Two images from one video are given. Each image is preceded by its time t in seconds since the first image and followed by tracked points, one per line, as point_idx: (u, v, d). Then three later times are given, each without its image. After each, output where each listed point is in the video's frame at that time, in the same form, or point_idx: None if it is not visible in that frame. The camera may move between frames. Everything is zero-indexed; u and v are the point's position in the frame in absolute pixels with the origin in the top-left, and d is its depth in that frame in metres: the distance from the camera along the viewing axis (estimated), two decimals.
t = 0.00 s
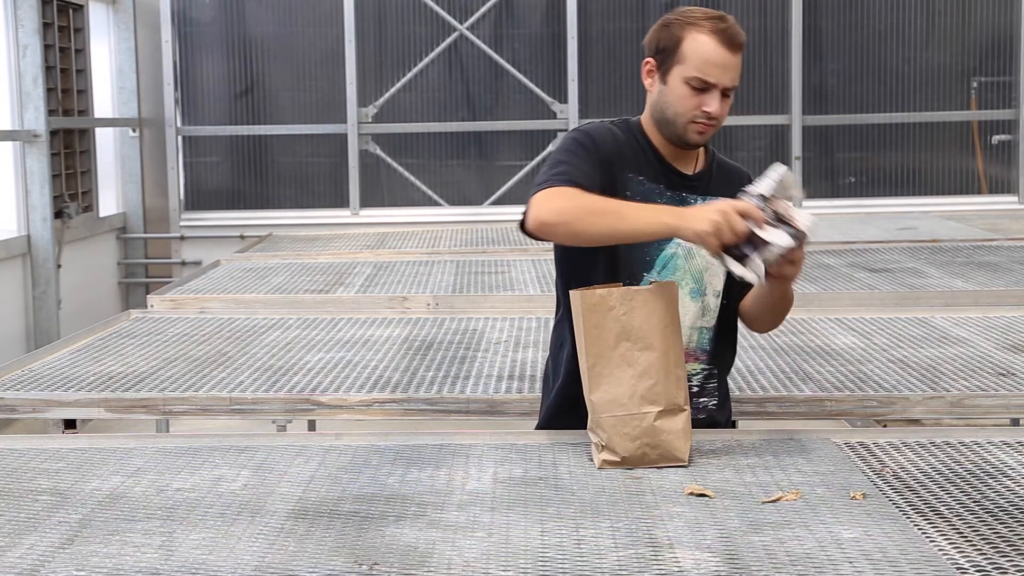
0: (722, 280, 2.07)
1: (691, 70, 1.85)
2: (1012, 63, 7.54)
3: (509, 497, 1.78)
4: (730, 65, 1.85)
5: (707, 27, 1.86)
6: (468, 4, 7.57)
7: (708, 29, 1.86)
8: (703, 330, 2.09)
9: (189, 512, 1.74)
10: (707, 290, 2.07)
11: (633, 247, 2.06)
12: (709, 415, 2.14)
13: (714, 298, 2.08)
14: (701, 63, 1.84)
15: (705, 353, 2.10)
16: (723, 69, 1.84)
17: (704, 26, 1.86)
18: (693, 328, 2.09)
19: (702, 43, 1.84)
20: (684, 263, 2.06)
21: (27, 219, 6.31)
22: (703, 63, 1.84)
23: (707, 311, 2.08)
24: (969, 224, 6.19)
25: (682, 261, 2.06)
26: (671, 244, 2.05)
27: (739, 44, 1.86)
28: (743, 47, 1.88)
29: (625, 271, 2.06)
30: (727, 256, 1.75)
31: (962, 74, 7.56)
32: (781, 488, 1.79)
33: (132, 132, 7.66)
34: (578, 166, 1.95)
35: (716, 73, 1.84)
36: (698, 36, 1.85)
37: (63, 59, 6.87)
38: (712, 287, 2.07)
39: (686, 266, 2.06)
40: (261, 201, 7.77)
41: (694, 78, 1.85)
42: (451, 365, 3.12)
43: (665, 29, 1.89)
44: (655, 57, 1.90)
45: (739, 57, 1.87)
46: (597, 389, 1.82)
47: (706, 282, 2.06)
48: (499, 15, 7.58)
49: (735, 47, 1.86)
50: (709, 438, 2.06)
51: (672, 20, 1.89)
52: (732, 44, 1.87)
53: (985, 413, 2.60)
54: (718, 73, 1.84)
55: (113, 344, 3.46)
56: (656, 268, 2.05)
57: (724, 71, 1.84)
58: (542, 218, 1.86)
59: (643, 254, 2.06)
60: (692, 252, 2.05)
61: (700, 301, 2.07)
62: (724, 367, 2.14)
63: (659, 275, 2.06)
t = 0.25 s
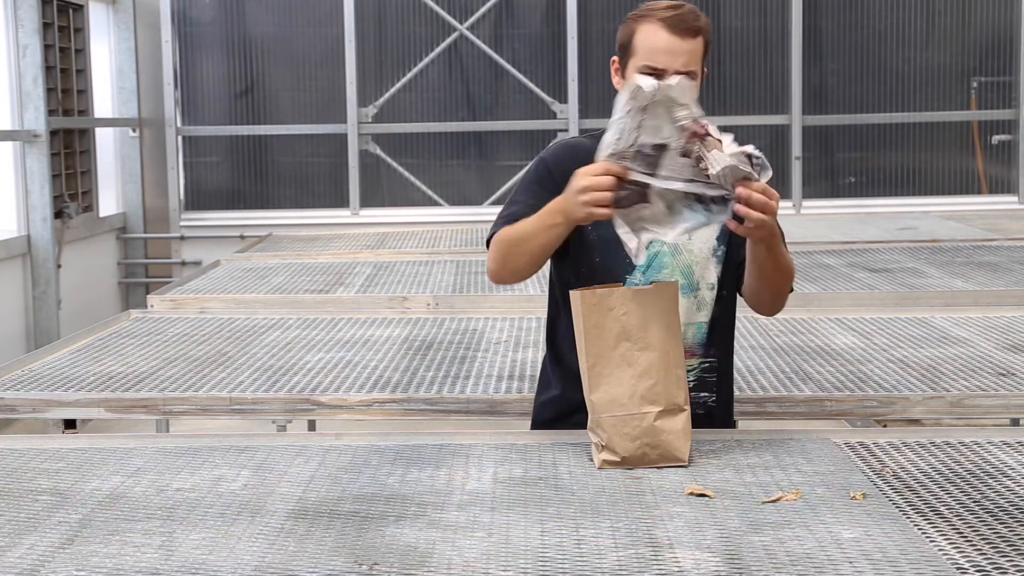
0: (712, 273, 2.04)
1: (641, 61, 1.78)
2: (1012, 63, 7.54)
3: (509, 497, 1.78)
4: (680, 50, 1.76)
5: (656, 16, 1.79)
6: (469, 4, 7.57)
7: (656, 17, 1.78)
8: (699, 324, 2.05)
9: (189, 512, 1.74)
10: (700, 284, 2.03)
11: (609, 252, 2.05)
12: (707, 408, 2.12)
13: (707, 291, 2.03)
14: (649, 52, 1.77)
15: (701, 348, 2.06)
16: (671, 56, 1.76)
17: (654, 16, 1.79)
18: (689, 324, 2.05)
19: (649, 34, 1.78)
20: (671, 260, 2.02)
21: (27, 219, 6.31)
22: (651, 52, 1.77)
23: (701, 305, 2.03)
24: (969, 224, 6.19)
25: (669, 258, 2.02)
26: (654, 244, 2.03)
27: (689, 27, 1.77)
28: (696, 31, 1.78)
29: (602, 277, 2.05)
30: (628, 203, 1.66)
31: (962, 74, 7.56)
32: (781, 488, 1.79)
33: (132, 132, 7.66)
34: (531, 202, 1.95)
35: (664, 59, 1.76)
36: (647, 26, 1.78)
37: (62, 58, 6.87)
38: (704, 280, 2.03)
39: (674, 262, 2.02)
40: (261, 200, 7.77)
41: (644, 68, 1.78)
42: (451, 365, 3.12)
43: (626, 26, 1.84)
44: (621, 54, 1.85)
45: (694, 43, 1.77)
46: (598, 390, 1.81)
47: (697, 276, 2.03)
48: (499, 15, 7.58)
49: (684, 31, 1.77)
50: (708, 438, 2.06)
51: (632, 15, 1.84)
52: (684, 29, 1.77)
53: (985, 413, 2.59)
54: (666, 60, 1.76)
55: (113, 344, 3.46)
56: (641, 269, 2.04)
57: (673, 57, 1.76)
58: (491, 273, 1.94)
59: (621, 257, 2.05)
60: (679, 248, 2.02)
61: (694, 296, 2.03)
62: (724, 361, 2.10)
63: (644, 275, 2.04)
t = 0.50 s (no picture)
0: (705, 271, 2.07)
1: (618, 59, 1.86)
2: (1012, 63, 7.54)
3: (509, 497, 1.78)
4: (654, 45, 1.84)
5: (632, 16, 1.88)
6: (469, 4, 7.57)
7: (631, 17, 1.87)
8: (694, 323, 2.07)
9: (189, 512, 1.74)
10: (693, 283, 2.06)
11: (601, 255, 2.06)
12: (705, 408, 2.12)
13: (699, 288, 2.06)
14: (624, 49, 1.85)
15: (697, 345, 2.08)
16: (646, 51, 1.84)
17: (629, 16, 1.88)
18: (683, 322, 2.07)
19: (625, 32, 1.86)
20: (662, 259, 2.07)
21: (27, 219, 6.31)
22: (626, 49, 1.85)
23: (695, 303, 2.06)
24: (970, 225, 6.19)
25: (660, 257, 2.07)
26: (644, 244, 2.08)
27: (662, 24, 1.85)
28: (671, 28, 1.86)
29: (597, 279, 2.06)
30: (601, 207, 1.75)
31: (962, 74, 7.56)
32: (781, 489, 1.79)
33: (132, 132, 7.66)
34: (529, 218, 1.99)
35: (638, 55, 1.84)
36: (623, 25, 1.87)
37: (62, 58, 6.87)
38: (696, 278, 2.06)
39: (665, 261, 2.07)
40: (261, 200, 7.77)
41: (622, 65, 1.86)
42: (451, 365, 3.12)
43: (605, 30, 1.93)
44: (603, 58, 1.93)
45: (668, 38, 1.85)
46: (599, 390, 1.81)
47: (689, 273, 2.06)
48: (499, 14, 7.57)
49: (658, 28, 1.85)
50: (708, 438, 2.06)
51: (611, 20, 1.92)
52: (658, 26, 1.85)
53: (985, 414, 2.60)
54: (641, 55, 1.84)
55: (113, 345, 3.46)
56: (633, 268, 2.09)
57: (648, 51, 1.84)
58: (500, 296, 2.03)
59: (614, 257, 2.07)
60: (670, 246, 2.07)
61: (687, 293, 2.06)
62: (721, 360, 2.10)
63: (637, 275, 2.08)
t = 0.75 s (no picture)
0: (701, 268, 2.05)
1: (615, 63, 1.85)
2: (1012, 64, 7.54)
3: (509, 497, 1.78)
4: (651, 50, 1.83)
5: (629, 19, 1.86)
6: (468, 4, 7.57)
7: (629, 20, 1.86)
8: (692, 320, 2.06)
9: (189, 512, 1.74)
10: (689, 280, 2.05)
11: (598, 253, 2.04)
12: (702, 405, 2.13)
13: (696, 286, 2.05)
14: (621, 54, 1.84)
15: (695, 343, 2.07)
16: (643, 56, 1.83)
17: (626, 19, 1.86)
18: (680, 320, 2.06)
19: (622, 36, 1.85)
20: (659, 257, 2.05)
21: (27, 219, 6.31)
22: (624, 53, 1.84)
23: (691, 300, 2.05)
24: (970, 225, 6.19)
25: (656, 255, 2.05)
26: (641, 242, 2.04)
27: (660, 28, 1.84)
28: (669, 32, 1.85)
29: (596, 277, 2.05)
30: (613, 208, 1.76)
31: (962, 74, 7.56)
32: (781, 489, 1.79)
33: (132, 132, 7.66)
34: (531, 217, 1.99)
35: (635, 60, 1.83)
36: (620, 29, 1.86)
37: (62, 58, 6.87)
38: (693, 276, 2.05)
39: (660, 260, 2.05)
40: (261, 200, 7.77)
41: (619, 69, 1.85)
42: (450, 365, 3.12)
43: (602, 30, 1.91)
44: (598, 58, 1.92)
45: (665, 42, 1.84)
46: (599, 389, 1.81)
47: (685, 271, 2.05)
48: (499, 14, 7.57)
49: (656, 32, 1.84)
50: (708, 439, 2.06)
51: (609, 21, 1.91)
52: (656, 30, 1.84)
53: (985, 414, 2.59)
54: (638, 60, 1.83)
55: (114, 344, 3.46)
56: (630, 267, 2.04)
57: (645, 57, 1.83)
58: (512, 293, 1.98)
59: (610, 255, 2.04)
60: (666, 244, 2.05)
61: (684, 291, 2.05)
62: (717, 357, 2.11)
63: (633, 273, 2.05)
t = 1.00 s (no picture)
0: (701, 268, 2.05)
1: (617, 72, 1.85)
2: (1012, 64, 7.54)
3: (509, 497, 1.78)
4: (654, 64, 1.83)
5: (632, 27, 1.84)
6: (469, 4, 7.57)
7: (633, 30, 1.84)
8: (693, 320, 2.06)
9: (189, 512, 1.74)
10: (689, 279, 2.05)
11: (596, 253, 2.04)
12: (702, 404, 2.13)
13: (696, 286, 2.05)
14: (624, 66, 1.84)
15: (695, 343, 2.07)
16: (646, 69, 1.82)
17: (630, 27, 1.84)
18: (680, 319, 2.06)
19: (625, 44, 1.84)
20: (658, 257, 2.05)
21: (27, 219, 6.31)
22: (627, 65, 1.84)
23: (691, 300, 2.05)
24: (970, 225, 6.19)
25: (654, 255, 2.05)
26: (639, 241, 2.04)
27: (664, 42, 1.83)
28: (672, 45, 1.84)
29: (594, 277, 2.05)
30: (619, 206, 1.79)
31: (962, 74, 7.56)
32: (781, 489, 1.79)
33: (132, 132, 7.66)
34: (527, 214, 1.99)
35: (638, 74, 1.83)
36: (623, 38, 1.84)
37: (62, 58, 6.87)
38: (693, 275, 2.05)
39: (660, 260, 2.05)
40: (261, 200, 7.77)
41: (622, 80, 1.85)
42: (450, 365, 3.12)
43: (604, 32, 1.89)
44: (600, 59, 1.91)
45: (669, 55, 1.83)
46: (600, 390, 1.81)
47: (685, 270, 2.05)
48: (499, 14, 7.57)
49: (659, 46, 1.83)
50: (708, 438, 2.06)
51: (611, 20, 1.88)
52: (659, 42, 1.83)
53: (985, 414, 2.59)
54: (640, 73, 1.83)
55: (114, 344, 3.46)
56: (628, 267, 2.04)
57: (648, 72, 1.83)
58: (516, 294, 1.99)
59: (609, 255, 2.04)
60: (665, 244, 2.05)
61: (684, 290, 2.05)
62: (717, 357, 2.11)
63: (632, 273, 2.05)
